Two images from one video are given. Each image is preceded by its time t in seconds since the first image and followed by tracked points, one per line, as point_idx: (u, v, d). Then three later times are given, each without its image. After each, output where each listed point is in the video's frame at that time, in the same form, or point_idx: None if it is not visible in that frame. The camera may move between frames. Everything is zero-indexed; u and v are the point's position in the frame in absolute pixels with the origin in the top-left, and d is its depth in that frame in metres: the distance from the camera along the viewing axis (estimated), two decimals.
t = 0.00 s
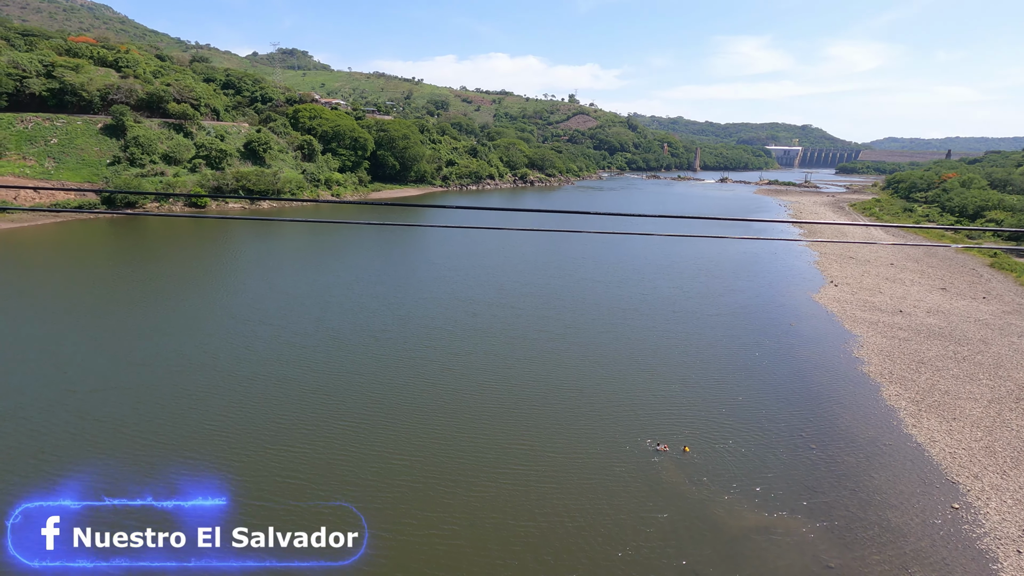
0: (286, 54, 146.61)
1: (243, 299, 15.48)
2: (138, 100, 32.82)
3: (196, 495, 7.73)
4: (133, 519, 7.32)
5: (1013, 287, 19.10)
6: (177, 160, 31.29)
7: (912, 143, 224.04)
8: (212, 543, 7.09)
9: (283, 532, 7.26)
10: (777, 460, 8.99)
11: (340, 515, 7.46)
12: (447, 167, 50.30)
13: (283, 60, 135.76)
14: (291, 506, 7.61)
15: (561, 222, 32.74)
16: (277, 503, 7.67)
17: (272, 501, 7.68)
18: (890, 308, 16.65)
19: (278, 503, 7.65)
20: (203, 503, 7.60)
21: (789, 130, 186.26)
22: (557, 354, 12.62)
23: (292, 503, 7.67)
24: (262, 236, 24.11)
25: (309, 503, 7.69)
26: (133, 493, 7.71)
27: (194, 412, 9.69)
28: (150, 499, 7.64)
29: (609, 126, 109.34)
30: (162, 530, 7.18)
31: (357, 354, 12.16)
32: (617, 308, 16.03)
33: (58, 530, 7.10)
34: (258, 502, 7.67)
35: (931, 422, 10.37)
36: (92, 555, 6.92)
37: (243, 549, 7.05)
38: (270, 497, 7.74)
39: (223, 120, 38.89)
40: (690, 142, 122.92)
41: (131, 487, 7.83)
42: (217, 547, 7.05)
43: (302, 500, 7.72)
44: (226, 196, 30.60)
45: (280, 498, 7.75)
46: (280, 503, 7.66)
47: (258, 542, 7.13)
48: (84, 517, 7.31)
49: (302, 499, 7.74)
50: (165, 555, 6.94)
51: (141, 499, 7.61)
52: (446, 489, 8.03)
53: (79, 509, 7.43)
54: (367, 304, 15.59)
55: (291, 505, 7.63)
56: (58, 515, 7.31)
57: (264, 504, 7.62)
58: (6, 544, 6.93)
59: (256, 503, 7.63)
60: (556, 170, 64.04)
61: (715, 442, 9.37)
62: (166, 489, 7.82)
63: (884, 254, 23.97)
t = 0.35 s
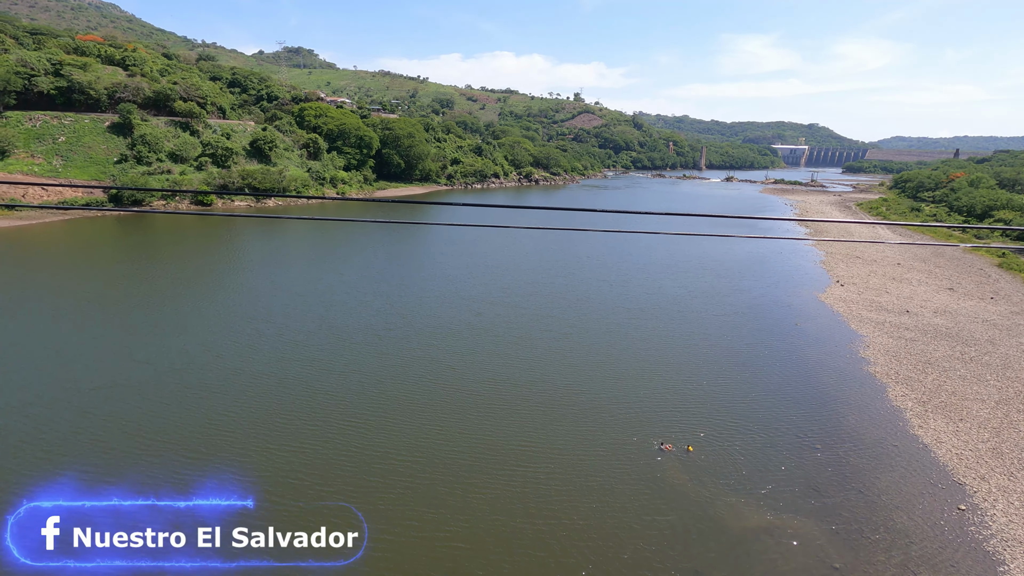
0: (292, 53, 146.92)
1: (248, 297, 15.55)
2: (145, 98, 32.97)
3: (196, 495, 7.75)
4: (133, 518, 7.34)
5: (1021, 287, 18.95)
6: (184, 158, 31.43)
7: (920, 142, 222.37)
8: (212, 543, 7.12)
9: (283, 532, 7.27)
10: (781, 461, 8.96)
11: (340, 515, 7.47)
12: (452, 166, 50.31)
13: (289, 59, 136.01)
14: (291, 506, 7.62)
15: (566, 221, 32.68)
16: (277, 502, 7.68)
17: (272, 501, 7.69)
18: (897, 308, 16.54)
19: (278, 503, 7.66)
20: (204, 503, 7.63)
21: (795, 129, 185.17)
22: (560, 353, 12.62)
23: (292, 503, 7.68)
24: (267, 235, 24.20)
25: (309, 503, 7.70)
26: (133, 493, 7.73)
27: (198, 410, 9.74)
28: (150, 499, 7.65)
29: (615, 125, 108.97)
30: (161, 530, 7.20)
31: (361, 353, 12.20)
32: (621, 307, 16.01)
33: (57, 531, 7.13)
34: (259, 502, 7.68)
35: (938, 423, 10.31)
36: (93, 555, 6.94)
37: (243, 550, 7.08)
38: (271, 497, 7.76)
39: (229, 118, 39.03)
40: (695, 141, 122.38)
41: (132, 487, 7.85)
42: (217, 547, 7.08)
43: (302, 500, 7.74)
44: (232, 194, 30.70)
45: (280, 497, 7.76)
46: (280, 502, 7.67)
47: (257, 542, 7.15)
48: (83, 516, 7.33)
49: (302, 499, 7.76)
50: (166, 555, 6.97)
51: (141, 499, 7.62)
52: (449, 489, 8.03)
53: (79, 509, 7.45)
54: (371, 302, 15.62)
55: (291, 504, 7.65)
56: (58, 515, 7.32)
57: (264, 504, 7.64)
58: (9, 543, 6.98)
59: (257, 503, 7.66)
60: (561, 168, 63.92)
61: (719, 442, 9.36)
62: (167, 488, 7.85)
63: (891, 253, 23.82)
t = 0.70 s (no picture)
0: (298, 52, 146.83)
1: (253, 296, 15.63)
2: (152, 97, 33.16)
3: (196, 495, 7.75)
4: (134, 519, 7.33)
5: None
6: (190, 156, 31.58)
7: (928, 142, 221.12)
8: (212, 542, 7.11)
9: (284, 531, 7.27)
10: (785, 461, 8.95)
11: (341, 515, 7.48)
12: (456, 165, 50.35)
13: (295, 58, 136.42)
14: (291, 506, 7.63)
15: (570, 220, 32.65)
16: (277, 502, 7.68)
17: (272, 502, 7.69)
18: (903, 309, 16.45)
19: (279, 502, 7.67)
20: (204, 502, 7.63)
21: (801, 128, 184.44)
22: (564, 353, 12.64)
23: (292, 503, 7.68)
24: (272, 233, 24.30)
25: (310, 502, 7.70)
26: (134, 492, 7.74)
27: (202, 408, 9.79)
28: (151, 499, 7.66)
29: (620, 124, 108.74)
30: (162, 529, 7.20)
31: (365, 352, 12.24)
32: (625, 307, 16.00)
33: (57, 530, 7.10)
34: (259, 502, 7.68)
35: (944, 424, 10.26)
36: (93, 555, 6.93)
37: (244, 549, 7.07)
38: (271, 497, 7.76)
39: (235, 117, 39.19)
40: (701, 140, 121.87)
41: (131, 486, 7.85)
42: (217, 546, 7.07)
43: (303, 499, 7.74)
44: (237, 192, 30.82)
45: (281, 497, 7.77)
46: (281, 503, 7.67)
47: (256, 540, 7.12)
48: (83, 516, 7.31)
49: (303, 498, 7.76)
50: (166, 554, 6.95)
51: (144, 499, 7.63)
52: (452, 489, 8.05)
53: (79, 509, 7.43)
54: (375, 301, 15.65)
55: (292, 504, 7.65)
56: (57, 515, 7.30)
57: (264, 504, 7.64)
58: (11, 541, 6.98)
59: (258, 503, 7.64)
60: (566, 167, 63.86)
61: (723, 441, 9.36)
62: (169, 487, 7.88)
63: (897, 254, 23.70)
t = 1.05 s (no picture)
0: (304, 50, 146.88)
1: (257, 294, 15.69)
2: (159, 95, 33.34)
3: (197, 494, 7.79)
4: (134, 518, 7.36)
5: None
6: (196, 154, 31.71)
7: (935, 142, 219.73)
8: (212, 542, 7.12)
9: (284, 531, 7.29)
10: (789, 462, 8.93)
11: (341, 514, 7.51)
12: (461, 163, 50.39)
13: (300, 56, 136.72)
14: (290, 507, 7.65)
15: (574, 219, 32.62)
16: (276, 504, 7.72)
17: (272, 502, 7.73)
18: (910, 310, 16.35)
19: (280, 504, 7.69)
20: (208, 502, 7.66)
21: (807, 128, 183.39)
22: (568, 352, 12.65)
23: (292, 503, 7.71)
24: (278, 231, 24.39)
25: (310, 503, 7.72)
26: (135, 493, 7.76)
27: (206, 407, 9.85)
28: (151, 499, 7.68)
29: (625, 123, 108.54)
30: (162, 530, 7.23)
31: (370, 351, 12.28)
32: (629, 307, 15.98)
33: (57, 530, 7.13)
34: (259, 502, 7.70)
35: (950, 426, 10.20)
36: (93, 555, 6.96)
37: (244, 549, 7.10)
38: (270, 497, 7.80)
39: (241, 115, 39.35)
40: (706, 139, 121.47)
41: (129, 487, 7.86)
42: (217, 547, 7.08)
43: (302, 498, 7.79)
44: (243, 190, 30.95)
45: (280, 497, 7.80)
46: (280, 504, 7.70)
47: (257, 541, 7.18)
48: (83, 517, 7.34)
49: (303, 498, 7.80)
50: (166, 555, 6.96)
51: (146, 500, 7.66)
52: (455, 490, 8.05)
53: (79, 509, 7.46)
54: (380, 300, 15.69)
55: (291, 505, 7.68)
56: (58, 515, 7.33)
57: (264, 504, 7.67)
58: (12, 540, 6.99)
59: (259, 504, 7.67)
60: (570, 166, 63.80)
61: (727, 442, 9.34)
62: (170, 486, 7.90)
63: (904, 254, 23.57)
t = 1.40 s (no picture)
0: (309, 49, 147.02)
1: (262, 293, 15.76)
2: (165, 93, 33.48)
3: (196, 494, 7.80)
4: (134, 518, 7.37)
5: None
6: (202, 152, 31.83)
7: (943, 142, 218.31)
8: (212, 543, 7.14)
9: (283, 532, 7.31)
10: (792, 463, 8.90)
11: (341, 513, 7.53)
12: (466, 162, 50.42)
13: (305, 54, 137.29)
14: (290, 507, 7.67)
15: (579, 219, 32.60)
16: (273, 503, 7.73)
17: (272, 502, 7.75)
18: (916, 310, 16.25)
19: (279, 504, 7.71)
20: (206, 503, 7.68)
21: (813, 127, 182.47)
22: (573, 352, 12.64)
23: (292, 503, 7.73)
24: (283, 230, 24.47)
25: (309, 502, 7.74)
26: (134, 493, 7.77)
27: (209, 406, 9.89)
28: (150, 500, 7.69)
29: (630, 122, 108.30)
30: (162, 530, 7.26)
31: (374, 350, 12.32)
32: (633, 306, 15.97)
33: (57, 530, 7.14)
34: (258, 503, 7.72)
35: (956, 427, 10.14)
36: (92, 557, 6.97)
37: (244, 549, 7.11)
38: (267, 497, 7.80)
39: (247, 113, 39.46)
40: (711, 139, 121.06)
41: (129, 487, 7.86)
42: (217, 547, 7.10)
43: (299, 497, 7.81)
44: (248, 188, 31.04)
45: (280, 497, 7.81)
46: (280, 503, 7.72)
47: (257, 541, 7.18)
48: (83, 518, 7.35)
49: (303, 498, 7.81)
50: (166, 556, 6.99)
51: (144, 501, 7.65)
52: (455, 490, 8.06)
53: (79, 510, 7.47)
54: (384, 299, 15.73)
55: (291, 505, 7.70)
56: (57, 515, 7.35)
57: (265, 505, 7.69)
58: (15, 538, 7.03)
59: (257, 504, 7.68)
60: (575, 165, 63.73)
61: (732, 443, 9.33)
62: (170, 486, 7.91)
63: (910, 254, 23.44)
